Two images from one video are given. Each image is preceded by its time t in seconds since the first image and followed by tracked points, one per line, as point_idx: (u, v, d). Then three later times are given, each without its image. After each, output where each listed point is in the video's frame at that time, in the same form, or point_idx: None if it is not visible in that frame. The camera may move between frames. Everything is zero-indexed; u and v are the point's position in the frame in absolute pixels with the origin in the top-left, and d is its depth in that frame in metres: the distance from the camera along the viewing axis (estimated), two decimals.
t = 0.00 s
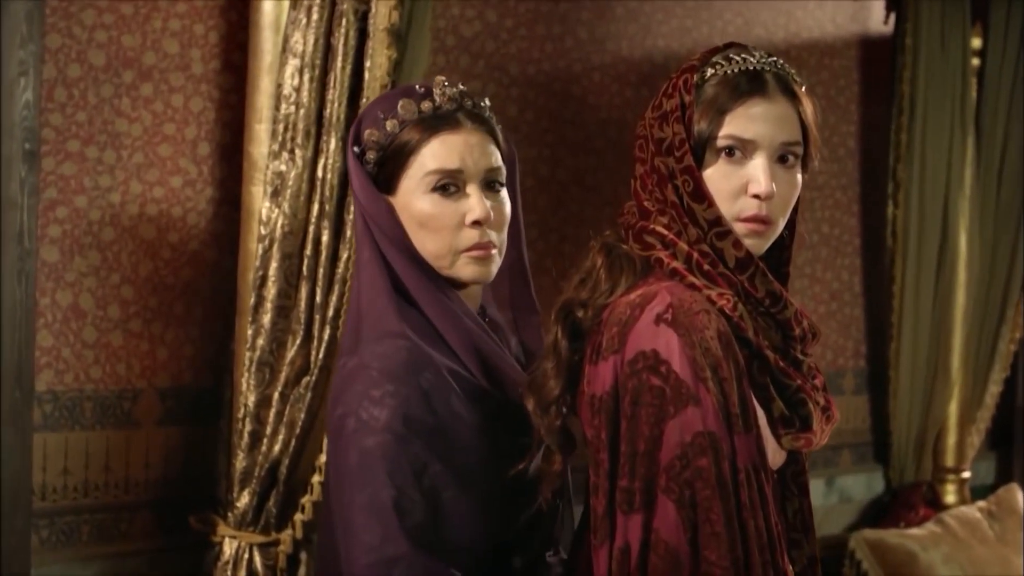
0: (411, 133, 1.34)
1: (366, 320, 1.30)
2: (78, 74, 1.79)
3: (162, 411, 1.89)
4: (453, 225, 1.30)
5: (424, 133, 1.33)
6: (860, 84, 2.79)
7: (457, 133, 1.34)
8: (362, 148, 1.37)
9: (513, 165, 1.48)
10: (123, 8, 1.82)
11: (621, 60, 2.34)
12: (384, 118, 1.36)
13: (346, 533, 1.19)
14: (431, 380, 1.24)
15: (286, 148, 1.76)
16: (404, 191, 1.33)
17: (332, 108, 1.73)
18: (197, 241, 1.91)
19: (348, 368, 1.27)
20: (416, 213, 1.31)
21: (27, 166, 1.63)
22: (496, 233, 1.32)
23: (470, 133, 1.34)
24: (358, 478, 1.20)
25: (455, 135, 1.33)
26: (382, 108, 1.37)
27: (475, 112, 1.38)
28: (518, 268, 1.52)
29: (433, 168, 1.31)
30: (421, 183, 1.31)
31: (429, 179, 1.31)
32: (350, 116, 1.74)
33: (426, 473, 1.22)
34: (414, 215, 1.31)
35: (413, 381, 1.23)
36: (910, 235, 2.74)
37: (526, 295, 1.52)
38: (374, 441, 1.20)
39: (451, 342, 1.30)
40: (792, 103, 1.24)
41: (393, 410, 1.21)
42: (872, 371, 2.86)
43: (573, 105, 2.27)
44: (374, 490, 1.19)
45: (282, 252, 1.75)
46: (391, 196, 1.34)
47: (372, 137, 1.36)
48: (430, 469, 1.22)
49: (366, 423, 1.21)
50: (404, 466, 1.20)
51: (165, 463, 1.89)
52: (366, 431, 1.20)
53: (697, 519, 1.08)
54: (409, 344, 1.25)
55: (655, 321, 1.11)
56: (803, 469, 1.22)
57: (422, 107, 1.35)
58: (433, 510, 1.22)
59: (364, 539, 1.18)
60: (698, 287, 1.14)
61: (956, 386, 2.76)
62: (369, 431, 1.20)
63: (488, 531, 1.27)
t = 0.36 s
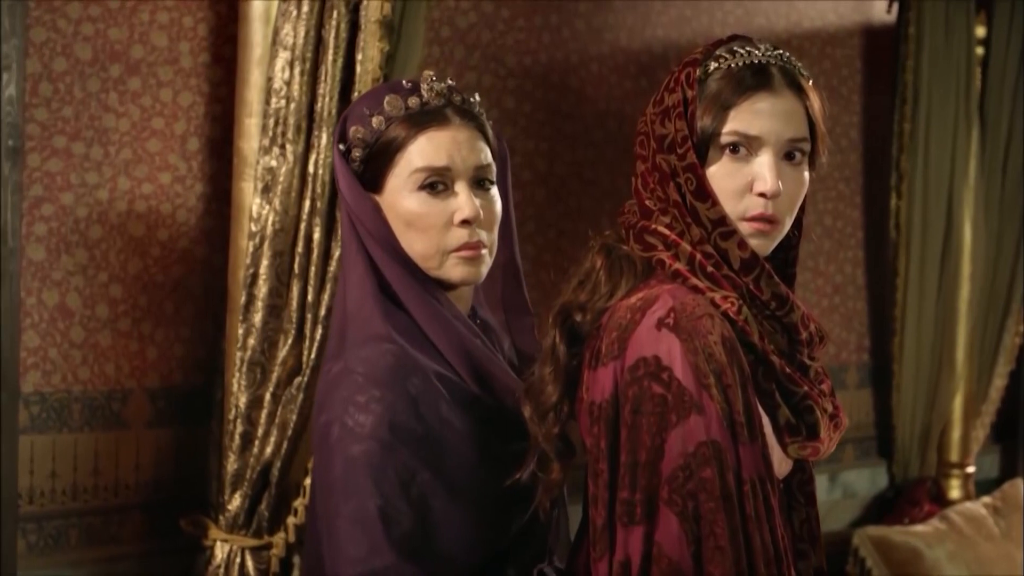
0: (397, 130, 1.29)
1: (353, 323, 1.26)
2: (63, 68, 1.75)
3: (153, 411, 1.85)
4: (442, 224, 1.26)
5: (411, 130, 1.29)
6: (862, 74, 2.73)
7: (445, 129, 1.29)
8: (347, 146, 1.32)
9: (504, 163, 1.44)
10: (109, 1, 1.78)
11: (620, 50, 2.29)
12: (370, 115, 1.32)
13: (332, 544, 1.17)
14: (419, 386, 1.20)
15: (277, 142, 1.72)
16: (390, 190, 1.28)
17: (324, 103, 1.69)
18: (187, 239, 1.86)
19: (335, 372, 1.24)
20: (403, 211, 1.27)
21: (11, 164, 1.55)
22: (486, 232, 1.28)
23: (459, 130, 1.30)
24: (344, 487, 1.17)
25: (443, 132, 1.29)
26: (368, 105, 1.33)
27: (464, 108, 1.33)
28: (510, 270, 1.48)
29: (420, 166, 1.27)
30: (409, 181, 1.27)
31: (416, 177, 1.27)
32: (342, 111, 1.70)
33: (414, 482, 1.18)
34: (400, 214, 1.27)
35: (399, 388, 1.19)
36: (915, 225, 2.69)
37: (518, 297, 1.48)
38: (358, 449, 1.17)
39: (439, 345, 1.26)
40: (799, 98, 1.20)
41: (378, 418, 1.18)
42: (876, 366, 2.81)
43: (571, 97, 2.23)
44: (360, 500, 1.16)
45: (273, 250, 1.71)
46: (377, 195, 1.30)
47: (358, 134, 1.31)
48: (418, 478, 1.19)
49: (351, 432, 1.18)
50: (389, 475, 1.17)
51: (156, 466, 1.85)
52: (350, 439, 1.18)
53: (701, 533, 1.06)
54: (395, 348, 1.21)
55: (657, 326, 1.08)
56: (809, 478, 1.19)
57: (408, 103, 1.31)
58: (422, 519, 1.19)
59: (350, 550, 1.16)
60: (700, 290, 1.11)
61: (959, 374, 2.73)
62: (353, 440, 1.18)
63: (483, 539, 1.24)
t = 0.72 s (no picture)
0: (384, 129, 1.25)
1: (337, 329, 1.23)
2: (47, 63, 1.71)
3: (142, 412, 1.81)
4: (431, 226, 1.22)
5: (399, 129, 1.25)
6: (863, 65, 2.68)
7: (434, 128, 1.25)
8: (331, 145, 1.28)
9: (495, 161, 1.40)
10: None
11: (617, 42, 2.25)
12: (356, 113, 1.28)
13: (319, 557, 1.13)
14: (407, 393, 1.18)
15: (266, 138, 1.68)
16: (378, 190, 1.25)
17: (313, 97, 1.65)
18: (175, 236, 1.83)
19: (319, 380, 1.20)
20: (392, 213, 1.23)
21: None
22: (477, 233, 1.25)
23: (447, 128, 1.26)
24: (331, 497, 1.14)
25: (432, 131, 1.25)
26: (354, 102, 1.28)
27: (452, 106, 1.29)
28: (500, 272, 1.45)
29: (409, 167, 1.23)
30: (397, 182, 1.23)
31: (404, 178, 1.23)
32: (332, 106, 1.67)
33: (403, 491, 1.15)
34: (389, 215, 1.23)
35: (388, 394, 1.16)
36: (916, 219, 2.66)
37: (509, 298, 1.45)
38: (345, 457, 1.14)
39: (428, 352, 1.23)
40: (803, 95, 1.17)
41: (366, 426, 1.14)
42: (876, 360, 2.77)
43: (567, 90, 2.19)
44: (348, 511, 1.13)
45: (262, 248, 1.67)
46: (364, 196, 1.26)
47: (343, 133, 1.27)
48: (407, 487, 1.15)
49: (338, 440, 1.14)
50: (378, 484, 1.14)
51: (145, 468, 1.81)
52: (337, 448, 1.14)
53: (701, 548, 1.04)
54: (383, 353, 1.18)
55: (655, 333, 1.07)
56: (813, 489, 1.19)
57: (396, 100, 1.27)
58: (411, 529, 1.16)
59: (339, 563, 1.12)
60: (700, 295, 1.09)
61: (961, 366, 2.69)
62: (340, 448, 1.14)
63: (472, 550, 1.21)
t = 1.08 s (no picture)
0: (370, 129, 1.22)
1: (320, 336, 1.20)
2: (29, 59, 1.67)
3: (128, 414, 1.78)
4: (419, 228, 1.19)
5: (385, 129, 1.22)
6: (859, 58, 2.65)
7: (421, 128, 1.22)
8: (313, 145, 1.25)
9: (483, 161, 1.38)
10: None
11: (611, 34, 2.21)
12: (340, 113, 1.25)
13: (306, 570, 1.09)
14: (392, 401, 1.15)
15: (252, 136, 1.65)
16: (363, 192, 1.21)
17: (300, 94, 1.62)
18: (161, 235, 1.79)
19: (300, 389, 1.17)
20: (378, 216, 1.20)
21: None
22: (464, 236, 1.22)
23: (435, 129, 1.23)
24: (318, 509, 1.10)
25: (418, 132, 1.22)
26: (338, 102, 1.26)
27: (439, 105, 1.26)
28: (488, 275, 1.43)
29: (395, 168, 1.20)
30: (383, 184, 1.20)
31: (391, 180, 1.20)
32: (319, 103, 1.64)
33: (390, 502, 1.13)
34: (375, 218, 1.20)
35: (374, 402, 1.14)
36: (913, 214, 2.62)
37: (498, 301, 1.44)
38: (333, 468, 1.10)
39: (414, 356, 1.22)
40: (801, 94, 1.14)
41: (353, 435, 1.11)
42: (874, 355, 2.74)
43: (560, 83, 2.16)
44: (335, 523, 1.09)
45: (248, 247, 1.64)
46: (348, 198, 1.23)
47: (327, 133, 1.24)
48: (394, 497, 1.13)
49: (323, 449, 1.11)
50: (367, 494, 1.11)
51: (132, 470, 1.78)
52: (323, 458, 1.11)
53: (697, 564, 1.01)
54: (368, 360, 1.16)
55: (649, 341, 1.05)
56: (812, 500, 1.18)
57: (381, 100, 1.24)
58: (399, 540, 1.13)
59: None
60: (695, 301, 1.07)
61: (960, 365, 2.64)
62: (326, 458, 1.11)
63: (455, 559, 1.19)
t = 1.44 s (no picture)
0: (355, 128, 1.20)
1: (305, 340, 1.19)
2: (11, 55, 1.65)
3: (114, 415, 1.76)
4: (406, 229, 1.17)
5: (370, 128, 1.20)
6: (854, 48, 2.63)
7: (408, 127, 1.20)
8: (297, 144, 1.23)
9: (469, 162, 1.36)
10: None
11: (603, 28, 2.16)
12: (325, 111, 1.23)
13: None
14: (380, 406, 1.14)
15: (238, 131, 1.62)
16: (349, 192, 1.19)
17: (286, 89, 1.60)
18: (147, 233, 1.77)
19: (286, 395, 1.16)
20: (364, 217, 1.18)
21: None
22: (451, 237, 1.20)
23: (421, 128, 1.21)
24: (303, 516, 1.10)
25: (405, 131, 1.20)
26: (322, 100, 1.23)
27: (426, 103, 1.24)
28: (474, 276, 1.41)
29: (381, 169, 1.18)
30: (368, 184, 1.18)
31: (377, 180, 1.18)
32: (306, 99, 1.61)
33: (378, 509, 1.12)
34: (360, 219, 1.18)
35: (359, 408, 1.13)
36: (908, 206, 2.59)
37: (484, 303, 1.42)
38: (317, 475, 1.10)
39: (400, 360, 1.21)
40: (800, 92, 1.12)
41: (337, 441, 1.11)
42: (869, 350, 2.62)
43: (552, 77, 2.13)
44: (320, 531, 1.09)
45: (235, 245, 1.62)
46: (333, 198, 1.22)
47: (311, 131, 1.22)
48: (382, 504, 1.12)
49: (307, 457, 1.11)
50: (352, 501, 1.10)
51: (119, 470, 1.76)
52: (308, 465, 1.10)
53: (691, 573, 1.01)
54: (353, 365, 1.15)
55: (643, 347, 1.05)
56: (808, 508, 1.17)
57: (366, 97, 1.21)
58: (388, 547, 1.12)
59: None
60: (690, 305, 1.08)
61: (955, 356, 2.64)
62: (311, 466, 1.10)
63: (447, 566, 1.18)
